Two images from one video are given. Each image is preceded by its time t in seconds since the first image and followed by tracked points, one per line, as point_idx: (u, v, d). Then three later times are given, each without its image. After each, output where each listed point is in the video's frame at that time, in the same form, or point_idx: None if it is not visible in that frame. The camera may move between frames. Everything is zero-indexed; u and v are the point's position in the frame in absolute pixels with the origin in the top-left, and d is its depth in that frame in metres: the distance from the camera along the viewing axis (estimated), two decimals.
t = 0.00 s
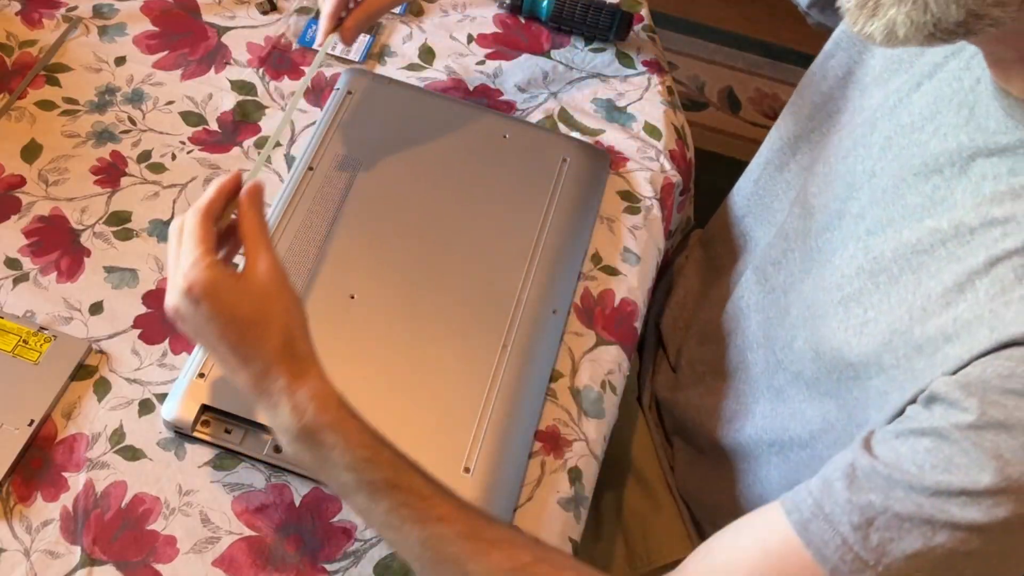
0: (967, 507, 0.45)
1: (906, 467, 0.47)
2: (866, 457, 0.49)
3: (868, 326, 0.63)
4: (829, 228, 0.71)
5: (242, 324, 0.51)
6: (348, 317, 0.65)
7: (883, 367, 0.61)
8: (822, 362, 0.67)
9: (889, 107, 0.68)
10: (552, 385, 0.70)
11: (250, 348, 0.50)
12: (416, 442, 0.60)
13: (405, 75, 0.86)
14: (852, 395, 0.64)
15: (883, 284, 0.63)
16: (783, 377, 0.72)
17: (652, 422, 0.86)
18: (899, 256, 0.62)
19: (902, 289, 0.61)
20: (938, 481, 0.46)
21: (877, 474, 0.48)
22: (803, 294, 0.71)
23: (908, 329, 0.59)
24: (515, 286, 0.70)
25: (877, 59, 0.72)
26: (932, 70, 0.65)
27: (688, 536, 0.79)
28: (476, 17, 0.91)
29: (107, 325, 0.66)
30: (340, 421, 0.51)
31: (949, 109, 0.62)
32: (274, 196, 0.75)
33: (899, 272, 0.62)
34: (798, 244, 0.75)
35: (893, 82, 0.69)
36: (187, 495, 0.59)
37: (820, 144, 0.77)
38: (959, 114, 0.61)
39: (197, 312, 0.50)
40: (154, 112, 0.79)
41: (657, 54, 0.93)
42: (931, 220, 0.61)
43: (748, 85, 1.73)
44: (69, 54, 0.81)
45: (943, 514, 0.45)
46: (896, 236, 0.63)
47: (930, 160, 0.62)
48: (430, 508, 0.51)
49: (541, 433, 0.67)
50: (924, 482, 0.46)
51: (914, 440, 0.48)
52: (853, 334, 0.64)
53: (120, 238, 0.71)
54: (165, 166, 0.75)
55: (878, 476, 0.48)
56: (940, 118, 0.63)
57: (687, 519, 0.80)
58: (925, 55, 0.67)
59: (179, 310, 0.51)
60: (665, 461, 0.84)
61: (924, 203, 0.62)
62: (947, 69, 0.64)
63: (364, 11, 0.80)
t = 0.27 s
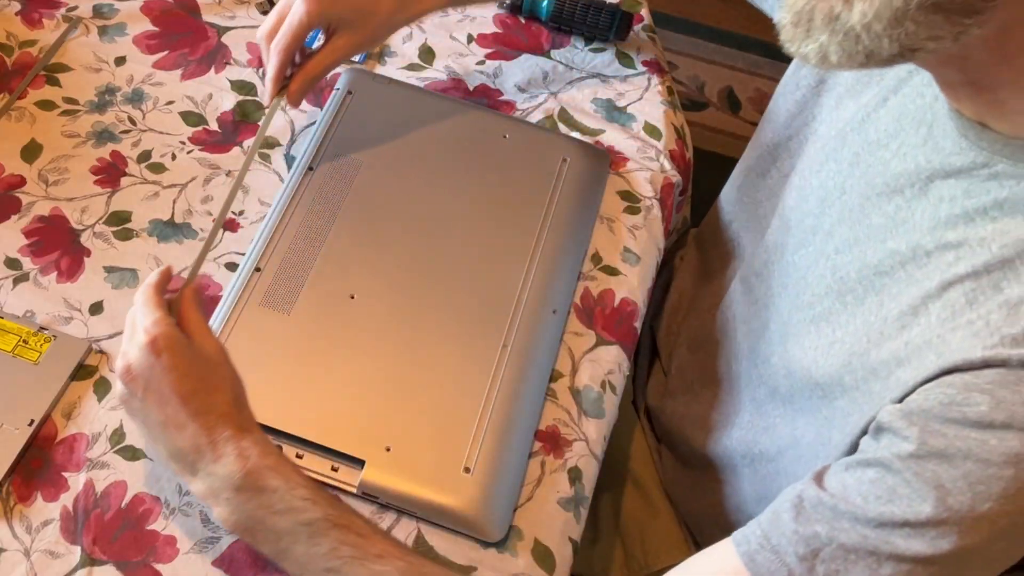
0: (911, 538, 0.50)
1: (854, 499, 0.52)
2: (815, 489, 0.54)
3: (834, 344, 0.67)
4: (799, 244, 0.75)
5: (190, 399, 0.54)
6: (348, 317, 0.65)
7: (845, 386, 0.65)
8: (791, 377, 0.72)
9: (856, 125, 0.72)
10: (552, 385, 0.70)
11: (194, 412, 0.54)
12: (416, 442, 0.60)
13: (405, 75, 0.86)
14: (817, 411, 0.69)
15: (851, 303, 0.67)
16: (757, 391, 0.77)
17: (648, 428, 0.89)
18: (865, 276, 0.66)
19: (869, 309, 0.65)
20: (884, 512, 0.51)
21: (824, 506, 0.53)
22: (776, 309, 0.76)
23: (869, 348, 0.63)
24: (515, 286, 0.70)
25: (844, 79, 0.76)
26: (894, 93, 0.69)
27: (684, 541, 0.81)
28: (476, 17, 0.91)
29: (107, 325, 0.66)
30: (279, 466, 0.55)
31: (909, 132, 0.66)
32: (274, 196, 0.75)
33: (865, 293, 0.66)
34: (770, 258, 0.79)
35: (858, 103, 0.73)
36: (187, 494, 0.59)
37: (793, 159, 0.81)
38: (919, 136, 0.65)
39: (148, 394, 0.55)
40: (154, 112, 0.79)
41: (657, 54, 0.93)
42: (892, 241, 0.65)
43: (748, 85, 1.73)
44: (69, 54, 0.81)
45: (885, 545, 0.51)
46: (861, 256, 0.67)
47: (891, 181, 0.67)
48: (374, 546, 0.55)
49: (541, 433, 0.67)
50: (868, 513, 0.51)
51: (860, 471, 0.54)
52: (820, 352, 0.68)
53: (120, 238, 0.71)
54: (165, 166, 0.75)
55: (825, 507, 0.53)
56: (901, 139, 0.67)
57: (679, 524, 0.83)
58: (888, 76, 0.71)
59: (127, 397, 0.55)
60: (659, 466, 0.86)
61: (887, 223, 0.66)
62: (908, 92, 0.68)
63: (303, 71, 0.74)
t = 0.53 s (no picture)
0: (865, 551, 0.50)
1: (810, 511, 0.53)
2: (774, 502, 0.56)
3: (805, 355, 0.68)
4: (775, 256, 0.76)
5: (168, 412, 0.57)
6: (348, 317, 0.65)
7: (812, 397, 0.66)
8: (765, 388, 0.73)
9: (831, 139, 0.73)
10: (552, 385, 0.70)
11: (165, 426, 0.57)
12: (416, 442, 0.60)
13: (405, 75, 0.85)
14: (787, 422, 0.70)
15: (822, 315, 0.68)
16: (734, 402, 0.78)
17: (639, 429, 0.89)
18: (834, 288, 0.67)
19: (837, 321, 0.66)
20: (839, 524, 0.51)
21: (781, 518, 0.54)
22: (753, 320, 0.77)
23: (836, 360, 0.64)
24: (515, 285, 0.70)
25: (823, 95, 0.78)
26: (868, 109, 0.71)
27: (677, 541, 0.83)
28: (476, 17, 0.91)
29: (107, 325, 0.66)
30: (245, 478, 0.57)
31: (879, 146, 0.67)
32: (274, 196, 0.75)
33: (834, 306, 0.67)
34: (749, 270, 0.80)
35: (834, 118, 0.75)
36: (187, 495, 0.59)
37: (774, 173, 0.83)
38: (889, 151, 0.66)
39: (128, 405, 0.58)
40: (154, 112, 0.79)
41: (657, 53, 0.93)
42: (861, 254, 0.66)
43: (748, 85, 1.73)
44: (69, 54, 0.81)
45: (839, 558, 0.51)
46: (831, 268, 0.68)
47: (861, 195, 0.68)
48: (332, 551, 0.56)
49: (541, 433, 0.67)
50: (823, 525, 0.52)
51: (818, 484, 0.55)
52: (792, 363, 0.69)
53: (120, 238, 0.71)
54: (165, 166, 0.75)
55: (784, 519, 0.54)
56: (872, 153, 0.68)
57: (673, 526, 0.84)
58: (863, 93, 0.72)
59: (101, 409, 0.57)
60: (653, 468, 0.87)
61: (857, 235, 0.67)
62: (881, 109, 0.69)
63: (272, 142, 0.73)
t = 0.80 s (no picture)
0: (839, 557, 0.51)
1: (785, 517, 0.54)
2: (751, 508, 0.57)
3: (787, 360, 0.69)
4: (762, 262, 0.76)
5: (164, 419, 0.57)
6: (348, 317, 0.65)
7: (794, 401, 0.67)
8: (751, 392, 0.73)
9: (817, 145, 0.73)
10: (552, 385, 0.70)
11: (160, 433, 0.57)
12: (416, 442, 0.60)
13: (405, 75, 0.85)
14: (770, 426, 0.70)
15: (804, 320, 0.68)
16: (723, 405, 0.78)
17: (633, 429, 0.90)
18: (816, 293, 0.68)
19: (819, 326, 0.67)
20: (811, 531, 0.52)
21: (757, 524, 0.55)
22: (741, 324, 0.78)
23: (816, 365, 0.65)
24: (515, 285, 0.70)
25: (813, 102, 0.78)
26: (854, 115, 0.71)
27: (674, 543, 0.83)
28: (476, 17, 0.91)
29: (107, 325, 0.66)
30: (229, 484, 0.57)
31: (861, 152, 0.67)
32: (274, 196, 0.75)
33: (816, 311, 0.67)
34: (740, 274, 0.80)
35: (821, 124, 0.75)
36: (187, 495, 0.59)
37: (764, 178, 0.83)
38: (871, 158, 0.66)
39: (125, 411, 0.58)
40: (154, 112, 0.79)
41: (657, 53, 0.93)
42: (842, 260, 0.66)
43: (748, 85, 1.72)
44: (69, 54, 0.81)
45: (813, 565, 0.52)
46: (813, 273, 0.69)
47: (843, 201, 0.68)
48: (315, 555, 0.56)
49: (541, 433, 0.67)
50: (797, 531, 0.53)
51: (794, 491, 0.55)
52: (775, 367, 0.70)
53: (120, 238, 0.71)
54: (165, 166, 0.75)
55: (761, 524, 0.55)
56: (856, 159, 0.68)
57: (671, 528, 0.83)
58: (850, 101, 0.73)
59: (97, 415, 0.58)
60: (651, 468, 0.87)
61: (839, 241, 0.67)
62: (866, 115, 0.69)
63: (268, 169, 0.73)
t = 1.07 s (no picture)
0: (826, 558, 0.51)
1: (774, 519, 0.54)
2: (740, 510, 0.57)
3: (780, 363, 0.69)
4: (758, 263, 0.77)
5: (152, 428, 0.58)
6: (347, 317, 0.65)
7: (787, 403, 0.67)
8: (746, 394, 0.73)
9: (813, 148, 0.74)
10: (552, 385, 0.70)
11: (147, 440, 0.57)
12: (417, 442, 0.60)
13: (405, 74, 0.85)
14: (764, 428, 0.70)
15: (798, 322, 0.68)
16: (722, 407, 0.78)
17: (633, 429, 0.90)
18: (809, 295, 0.68)
19: (811, 327, 0.67)
20: (799, 532, 0.52)
21: (746, 525, 0.56)
22: (738, 326, 0.78)
23: (809, 367, 0.65)
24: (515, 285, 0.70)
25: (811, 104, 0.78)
26: (849, 118, 0.71)
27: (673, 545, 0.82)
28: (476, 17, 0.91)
29: (107, 325, 0.66)
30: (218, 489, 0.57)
31: (854, 154, 0.67)
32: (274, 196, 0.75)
33: (809, 313, 0.67)
34: (739, 276, 0.81)
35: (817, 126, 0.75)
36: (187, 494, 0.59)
37: (762, 180, 0.83)
38: (864, 160, 0.66)
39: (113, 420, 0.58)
40: (154, 112, 0.79)
41: (657, 53, 0.93)
42: (834, 262, 0.66)
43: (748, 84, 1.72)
44: (69, 54, 0.81)
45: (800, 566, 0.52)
46: (807, 275, 0.69)
47: (836, 203, 0.68)
48: (304, 561, 0.55)
49: (541, 433, 0.67)
50: (785, 532, 0.53)
51: (784, 492, 0.55)
52: (768, 369, 0.70)
53: (120, 238, 0.71)
54: (165, 166, 0.75)
55: (749, 525, 0.55)
56: (849, 161, 0.68)
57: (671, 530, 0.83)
58: (845, 103, 0.72)
59: (84, 424, 0.58)
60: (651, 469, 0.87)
61: (832, 242, 0.67)
62: (861, 117, 0.69)
63: (267, 167, 0.73)
